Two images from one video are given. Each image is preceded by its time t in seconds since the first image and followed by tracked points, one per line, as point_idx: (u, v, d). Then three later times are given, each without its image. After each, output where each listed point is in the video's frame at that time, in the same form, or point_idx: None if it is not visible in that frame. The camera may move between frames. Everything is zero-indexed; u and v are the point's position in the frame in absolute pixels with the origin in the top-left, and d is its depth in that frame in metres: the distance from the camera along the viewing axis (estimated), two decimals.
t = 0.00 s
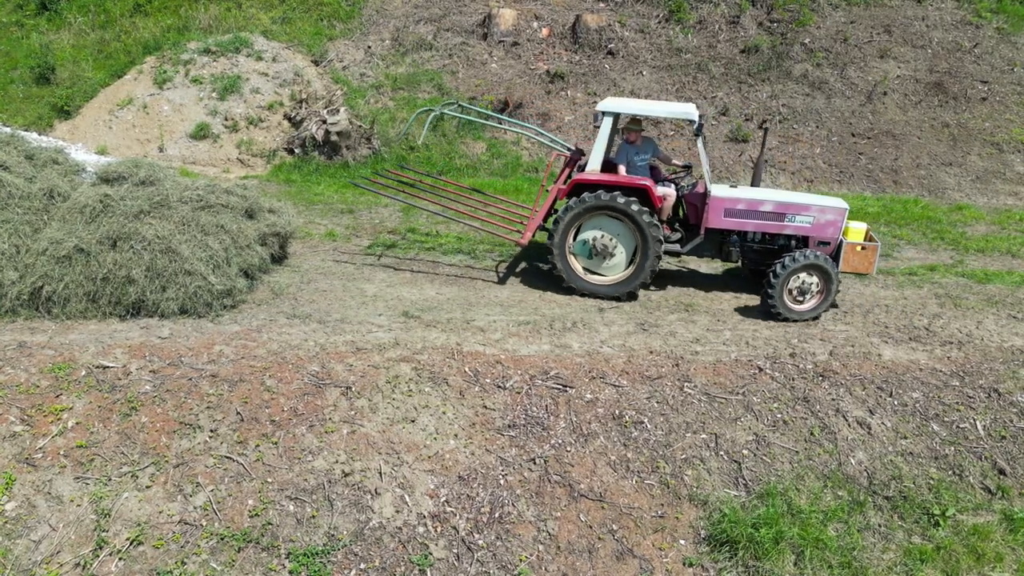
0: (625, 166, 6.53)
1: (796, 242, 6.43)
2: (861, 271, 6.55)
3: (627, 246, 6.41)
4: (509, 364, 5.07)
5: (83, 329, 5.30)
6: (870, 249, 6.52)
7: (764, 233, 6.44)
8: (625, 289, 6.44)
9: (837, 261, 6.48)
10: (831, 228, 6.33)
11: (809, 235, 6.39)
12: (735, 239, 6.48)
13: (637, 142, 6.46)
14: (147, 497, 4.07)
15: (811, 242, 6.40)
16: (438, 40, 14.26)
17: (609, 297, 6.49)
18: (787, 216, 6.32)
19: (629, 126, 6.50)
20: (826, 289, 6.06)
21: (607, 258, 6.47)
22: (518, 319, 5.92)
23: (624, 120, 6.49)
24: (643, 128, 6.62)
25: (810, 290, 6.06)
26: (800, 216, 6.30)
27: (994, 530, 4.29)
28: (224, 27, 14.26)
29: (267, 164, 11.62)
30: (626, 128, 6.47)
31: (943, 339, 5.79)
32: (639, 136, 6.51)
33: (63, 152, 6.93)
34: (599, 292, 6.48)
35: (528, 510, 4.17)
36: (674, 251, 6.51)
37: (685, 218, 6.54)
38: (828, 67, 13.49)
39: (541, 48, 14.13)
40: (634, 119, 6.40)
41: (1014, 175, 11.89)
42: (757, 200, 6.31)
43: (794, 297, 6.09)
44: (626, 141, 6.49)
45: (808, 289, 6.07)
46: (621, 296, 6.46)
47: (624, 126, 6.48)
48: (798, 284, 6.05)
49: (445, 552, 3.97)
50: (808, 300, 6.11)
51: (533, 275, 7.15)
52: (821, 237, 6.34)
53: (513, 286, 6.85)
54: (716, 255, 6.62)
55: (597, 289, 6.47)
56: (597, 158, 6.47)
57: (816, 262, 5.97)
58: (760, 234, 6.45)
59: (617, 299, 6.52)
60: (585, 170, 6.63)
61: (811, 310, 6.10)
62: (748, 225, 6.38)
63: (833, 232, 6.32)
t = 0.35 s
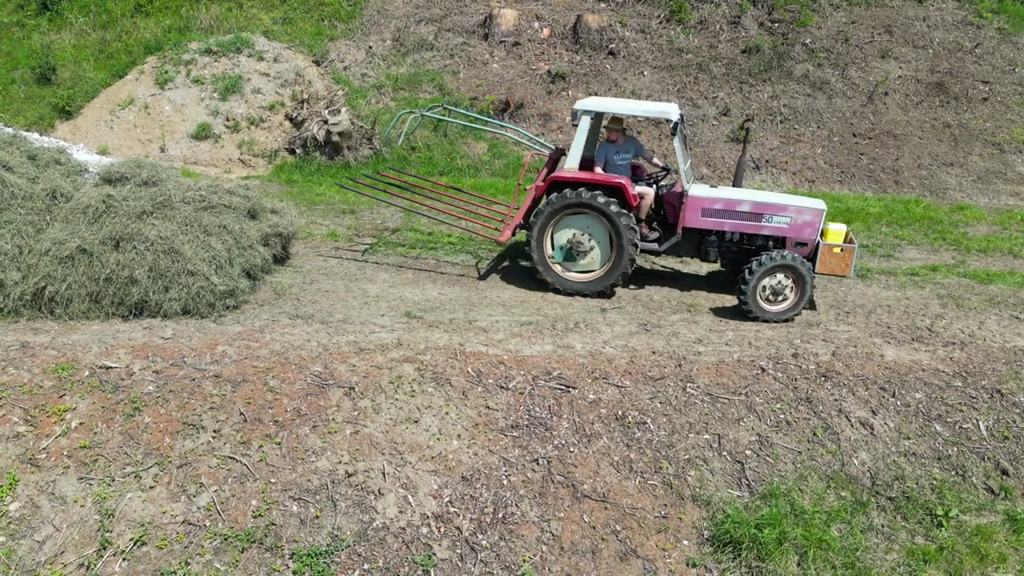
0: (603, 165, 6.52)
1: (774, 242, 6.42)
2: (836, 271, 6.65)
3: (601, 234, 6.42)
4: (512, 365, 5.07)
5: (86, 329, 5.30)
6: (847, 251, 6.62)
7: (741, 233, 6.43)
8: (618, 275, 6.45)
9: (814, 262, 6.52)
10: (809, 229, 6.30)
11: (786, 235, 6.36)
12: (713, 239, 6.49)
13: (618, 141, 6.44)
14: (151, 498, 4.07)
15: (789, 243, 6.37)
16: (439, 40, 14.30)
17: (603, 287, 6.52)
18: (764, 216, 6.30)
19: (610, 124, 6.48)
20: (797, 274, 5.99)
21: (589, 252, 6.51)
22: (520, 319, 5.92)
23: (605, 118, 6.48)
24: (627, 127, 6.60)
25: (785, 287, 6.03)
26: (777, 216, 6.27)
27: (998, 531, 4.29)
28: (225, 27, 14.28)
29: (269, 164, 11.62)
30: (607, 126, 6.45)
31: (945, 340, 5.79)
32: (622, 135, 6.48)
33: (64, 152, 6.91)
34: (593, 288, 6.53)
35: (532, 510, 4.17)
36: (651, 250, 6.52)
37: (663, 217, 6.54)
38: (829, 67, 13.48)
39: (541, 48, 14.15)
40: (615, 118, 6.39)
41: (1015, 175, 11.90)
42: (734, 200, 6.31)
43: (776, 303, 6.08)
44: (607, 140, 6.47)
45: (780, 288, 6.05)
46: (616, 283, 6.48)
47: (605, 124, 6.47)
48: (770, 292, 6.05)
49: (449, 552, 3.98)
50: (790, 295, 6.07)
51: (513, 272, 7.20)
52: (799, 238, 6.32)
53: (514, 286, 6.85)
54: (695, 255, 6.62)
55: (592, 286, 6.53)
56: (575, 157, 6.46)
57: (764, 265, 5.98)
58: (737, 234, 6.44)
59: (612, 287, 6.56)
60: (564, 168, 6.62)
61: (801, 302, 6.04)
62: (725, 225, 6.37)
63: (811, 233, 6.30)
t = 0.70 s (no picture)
0: (580, 162, 6.59)
1: (748, 242, 6.41)
2: (812, 272, 6.28)
3: (573, 226, 6.46)
4: (513, 364, 5.09)
5: (89, 328, 5.32)
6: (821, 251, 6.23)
7: (716, 232, 6.44)
8: (601, 260, 6.44)
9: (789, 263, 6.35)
10: (783, 229, 6.28)
11: (761, 235, 6.36)
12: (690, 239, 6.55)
13: (597, 139, 6.51)
14: (155, 496, 4.09)
15: (763, 243, 6.37)
16: (440, 40, 14.37)
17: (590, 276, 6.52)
18: (739, 216, 6.30)
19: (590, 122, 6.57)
20: (754, 266, 5.99)
21: (568, 248, 6.56)
22: (522, 319, 5.94)
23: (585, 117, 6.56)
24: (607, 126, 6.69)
25: (752, 283, 6.05)
26: (751, 217, 6.27)
27: (998, 529, 4.31)
28: (226, 27, 14.32)
29: (270, 164, 11.63)
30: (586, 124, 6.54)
31: (946, 339, 5.80)
32: (601, 133, 6.55)
33: (67, 152, 6.92)
34: (581, 280, 6.54)
35: (534, 509, 4.19)
36: (627, 249, 6.54)
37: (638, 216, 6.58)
38: (830, 68, 13.50)
39: (542, 48, 14.20)
40: (594, 116, 6.45)
41: (1015, 175, 11.92)
42: (709, 200, 6.33)
43: (757, 300, 6.10)
44: (587, 137, 6.54)
45: (749, 287, 6.07)
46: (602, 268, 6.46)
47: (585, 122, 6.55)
48: (743, 296, 6.09)
49: (452, 550, 4.00)
50: (764, 287, 6.06)
51: (494, 270, 7.25)
52: (773, 238, 6.29)
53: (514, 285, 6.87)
54: (671, 253, 6.70)
55: (580, 279, 6.54)
56: (552, 154, 6.54)
57: (718, 281, 6.05)
58: (713, 233, 6.46)
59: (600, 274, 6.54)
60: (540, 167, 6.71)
61: (777, 286, 6.01)
62: (699, 224, 6.40)
63: (785, 233, 6.27)
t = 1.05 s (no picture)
0: (556, 159, 6.74)
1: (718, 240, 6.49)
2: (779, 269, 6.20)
3: (540, 217, 6.58)
4: (517, 361, 5.13)
5: (96, 326, 5.36)
6: (788, 248, 6.15)
7: (687, 229, 6.54)
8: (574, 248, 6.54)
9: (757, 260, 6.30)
10: (752, 227, 6.32)
11: (730, 233, 6.41)
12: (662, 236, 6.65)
13: (571, 135, 6.66)
14: (163, 491, 4.13)
15: (732, 240, 6.41)
16: (441, 40, 14.44)
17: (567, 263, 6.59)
18: (707, 213, 6.40)
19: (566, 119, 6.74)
20: (712, 261, 6.09)
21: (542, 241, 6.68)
22: (525, 317, 5.97)
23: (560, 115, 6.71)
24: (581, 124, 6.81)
25: (716, 278, 6.13)
26: (719, 214, 6.35)
27: (998, 524, 4.36)
28: (228, 27, 14.38)
29: (273, 163, 11.67)
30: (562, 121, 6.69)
31: (947, 337, 5.83)
32: (577, 130, 6.70)
33: (73, 151, 6.92)
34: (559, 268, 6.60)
35: (539, 504, 4.22)
36: (600, 244, 6.64)
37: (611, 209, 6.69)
38: (831, 67, 13.53)
39: (543, 48, 14.26)
40: (569, 113, 6.64)
41: (1015, 174, 11.95)
42: (679, 197, 6.46)
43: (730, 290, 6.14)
44: (562, 134, 6.70)
45: (714, 282, 6.15)
46: (578, 253, 6.52)
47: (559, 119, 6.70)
48: (715, 293, 6.15)
49: (457, 545, 4.03)
50: (729, 277, 6.12)
51: (473, 264, 7.35)
52: (742, 235, 6.34)
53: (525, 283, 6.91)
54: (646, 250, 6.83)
55: (562, 265, 6.58)
56: (526, 151, 6.72)
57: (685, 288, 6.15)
58: (684, 231, 6.56)
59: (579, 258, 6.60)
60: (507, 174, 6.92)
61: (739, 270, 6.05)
62: (670, 221, 6.52)
63: (754, 230, 6.31)
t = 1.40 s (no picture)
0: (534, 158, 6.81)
1: (692, 238, 6.54)
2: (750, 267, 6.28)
3: (511, 206, 6.70)
4: (523, 359, 5.16)
5: (105, 324, 5.39)
6: (758, 246, 6.24)
7: (663, 227, 6.61)
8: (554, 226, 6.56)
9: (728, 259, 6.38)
10: (725, 225, 6.36)
11: (704, 231, 6.46)
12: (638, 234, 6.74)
13: (545, 135, 6.71)
14: (173, 488, 4.16)
15: (705, 238, 6.46)
16: (444, 40, 14.51)
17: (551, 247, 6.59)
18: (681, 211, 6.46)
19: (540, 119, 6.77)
20: (666, 264, 6.17)
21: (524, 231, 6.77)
22: (530, 315, 6.00)
23: (534, 114, 6.78)
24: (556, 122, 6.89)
25: (682, 276, 6.18)
26: (693, 211, 6.41)
27: (1002, 521, 4.39)
28: (231, 27, 14.43)
29: (276, 163, 11.70)
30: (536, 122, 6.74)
31: (950, 335, 5.85)
32: (551, 129, 6.75)
33: (80, 150, 6.93)
34: (545, 251, 6.60)
35: (546, 501, 4.25)
36: (577, 240, 6.73)
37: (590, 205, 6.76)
38: (832, 67, 13.56)
39: (545, 48, 14.32)
40: (543, 112, 6.68)
41: (1017, 174, 11.97)
42: (654, 194, 6.54)
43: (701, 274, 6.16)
44: (537, 134, 6.75)
45: (680, 281, 6.21)
46: (553, 221, 6.53)
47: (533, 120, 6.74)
48: (690, 287, 6.18)
49: (466, 541, 4.06)
50: (689, 266, 6.17)
51: (455, 259, 7.48)
52: (714, 233, 6.38)
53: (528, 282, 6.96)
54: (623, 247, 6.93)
55: (545, 246, 6.61)
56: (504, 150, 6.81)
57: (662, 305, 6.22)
58: (659, 228, 6.63)
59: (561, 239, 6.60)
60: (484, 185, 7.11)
61: (692, 256, 6.10)
62: (645, 218, 6.61)
63: (726, 228, 6.34)
